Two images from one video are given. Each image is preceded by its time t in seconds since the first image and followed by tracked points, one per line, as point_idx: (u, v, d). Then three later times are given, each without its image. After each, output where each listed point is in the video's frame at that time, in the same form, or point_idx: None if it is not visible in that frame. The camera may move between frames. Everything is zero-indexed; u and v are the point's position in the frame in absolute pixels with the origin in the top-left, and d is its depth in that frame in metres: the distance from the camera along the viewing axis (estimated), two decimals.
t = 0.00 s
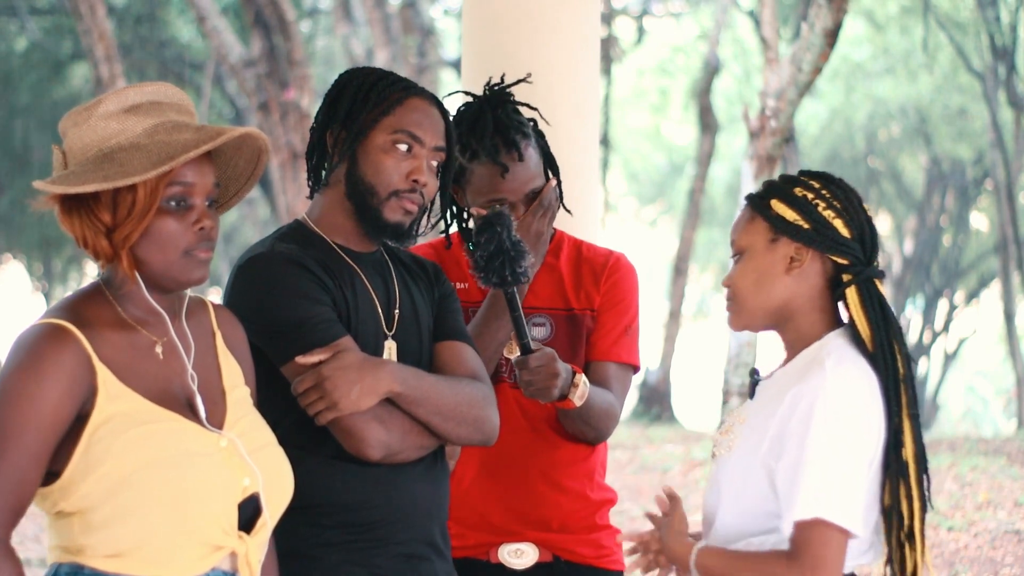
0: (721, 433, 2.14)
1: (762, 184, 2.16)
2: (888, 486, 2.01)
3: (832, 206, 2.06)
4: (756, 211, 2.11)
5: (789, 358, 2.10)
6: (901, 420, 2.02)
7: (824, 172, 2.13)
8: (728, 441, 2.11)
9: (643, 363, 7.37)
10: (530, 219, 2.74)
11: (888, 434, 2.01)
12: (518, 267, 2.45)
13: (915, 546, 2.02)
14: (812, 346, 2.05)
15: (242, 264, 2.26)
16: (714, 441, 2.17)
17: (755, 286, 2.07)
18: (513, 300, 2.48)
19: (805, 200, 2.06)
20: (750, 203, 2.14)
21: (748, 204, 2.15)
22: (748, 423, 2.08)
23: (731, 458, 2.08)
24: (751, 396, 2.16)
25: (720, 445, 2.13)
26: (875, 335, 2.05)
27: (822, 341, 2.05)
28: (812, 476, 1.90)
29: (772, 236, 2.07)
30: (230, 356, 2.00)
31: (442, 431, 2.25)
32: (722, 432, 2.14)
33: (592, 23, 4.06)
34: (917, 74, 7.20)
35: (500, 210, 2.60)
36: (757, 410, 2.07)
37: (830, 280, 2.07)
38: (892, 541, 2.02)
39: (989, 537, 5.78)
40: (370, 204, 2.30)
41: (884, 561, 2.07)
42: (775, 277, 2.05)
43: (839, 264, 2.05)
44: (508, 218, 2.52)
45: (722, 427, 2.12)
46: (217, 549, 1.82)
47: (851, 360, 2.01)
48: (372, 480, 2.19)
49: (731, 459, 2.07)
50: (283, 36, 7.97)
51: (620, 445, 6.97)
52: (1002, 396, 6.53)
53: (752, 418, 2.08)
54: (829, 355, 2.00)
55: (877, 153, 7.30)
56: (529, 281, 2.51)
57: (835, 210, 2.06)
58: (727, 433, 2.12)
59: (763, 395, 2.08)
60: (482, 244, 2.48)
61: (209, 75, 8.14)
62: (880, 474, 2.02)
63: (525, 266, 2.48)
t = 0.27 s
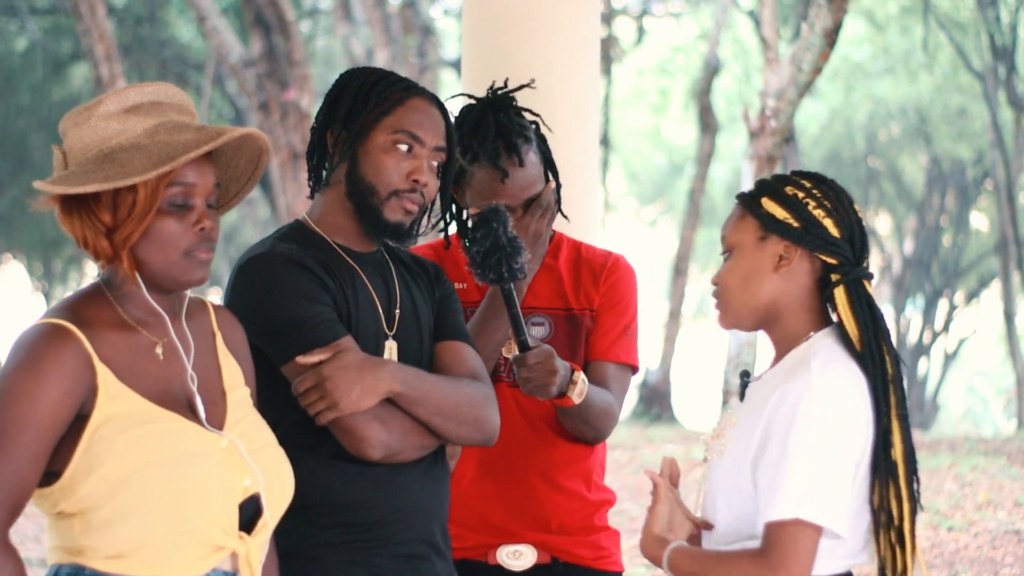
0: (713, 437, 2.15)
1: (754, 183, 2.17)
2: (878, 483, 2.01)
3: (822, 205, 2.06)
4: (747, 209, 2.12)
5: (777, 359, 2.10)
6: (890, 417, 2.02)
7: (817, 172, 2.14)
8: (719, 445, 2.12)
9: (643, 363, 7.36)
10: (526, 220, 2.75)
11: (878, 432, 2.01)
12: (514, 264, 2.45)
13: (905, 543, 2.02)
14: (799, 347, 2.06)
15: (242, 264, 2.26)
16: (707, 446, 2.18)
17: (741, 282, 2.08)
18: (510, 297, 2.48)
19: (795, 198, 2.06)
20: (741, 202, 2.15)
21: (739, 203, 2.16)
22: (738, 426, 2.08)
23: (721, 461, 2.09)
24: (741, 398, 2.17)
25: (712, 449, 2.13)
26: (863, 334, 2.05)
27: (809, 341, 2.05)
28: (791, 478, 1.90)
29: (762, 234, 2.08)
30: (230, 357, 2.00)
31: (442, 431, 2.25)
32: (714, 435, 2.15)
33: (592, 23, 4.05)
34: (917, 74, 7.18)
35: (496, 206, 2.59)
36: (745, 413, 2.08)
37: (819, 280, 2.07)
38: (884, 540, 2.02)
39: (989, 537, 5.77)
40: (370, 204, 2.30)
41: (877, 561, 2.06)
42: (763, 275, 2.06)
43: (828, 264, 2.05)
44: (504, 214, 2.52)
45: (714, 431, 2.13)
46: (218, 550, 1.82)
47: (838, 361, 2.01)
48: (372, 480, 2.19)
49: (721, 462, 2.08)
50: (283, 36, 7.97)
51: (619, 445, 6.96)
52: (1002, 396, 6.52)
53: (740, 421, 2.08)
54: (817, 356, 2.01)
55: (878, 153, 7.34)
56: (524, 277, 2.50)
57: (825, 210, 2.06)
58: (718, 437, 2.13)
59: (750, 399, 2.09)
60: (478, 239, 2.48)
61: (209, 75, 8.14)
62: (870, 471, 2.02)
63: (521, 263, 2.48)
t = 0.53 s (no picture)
0: (713, 433, 2.14)
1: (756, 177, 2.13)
2: (877, 484, 2.01)
3: (835, 206, 2.07)
4: (758, 206, 2.08)
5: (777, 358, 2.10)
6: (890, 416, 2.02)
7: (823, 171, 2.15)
8: (718, 443, 2.10)
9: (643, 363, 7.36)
10: (525, 223, 2.81)
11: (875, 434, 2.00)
12: (511, 259, 2.46)
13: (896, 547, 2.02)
14: (801, 345, 2.05)
15: (243, 264, 2.26)
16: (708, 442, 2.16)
17: (753, 281, 2.03)
18: (507, 293, 2.49)
19: (811, 199, 2.05)
20: (744, 198, 2.10)
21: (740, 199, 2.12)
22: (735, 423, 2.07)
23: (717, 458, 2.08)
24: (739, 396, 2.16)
25: (710, 446, 2.12)
26: (872, 332, 2.06)
27: (812, 338, 2.05)
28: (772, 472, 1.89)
29: (777, 235, 2.04)
30: (232, 358, 2.00)
31: (443, 431, 2.25)
32: (714, 432, 2.14)
33: (592, 23, 4.06)
34: (917, 74, 7.19)
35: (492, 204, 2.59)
36: (742, 410, 2.06)
37: (829, 281, 2.07)
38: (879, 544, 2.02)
39: (989, 537, 5.78)
40: (370, 204, 2.31)
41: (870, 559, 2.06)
42: (778, 275, 2.03)
43: (839, 265, 2.06)
44: (500, 210, 2.50)
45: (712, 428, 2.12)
46: (222, 551, 1.81)
47: (839, 359, 2.01)
48: (372, 480, 2.19)
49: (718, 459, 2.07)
50: (283, 36, 7.97)
51: (619, 444, 6.97)
52: (1002, 396, 6.53)
53: (737, 418, 2.07)
54: (816, 352, 2.01)
55: (877, 153, 7.33)
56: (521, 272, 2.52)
57: (839, 211, 2.07)
58: (717, 434, 2.11)
59: (748, 396, 2.07)
60: (474, 234, 2.47)
61: (209, 75, 8.14)
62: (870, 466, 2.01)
63: (518, 258, 2.49)
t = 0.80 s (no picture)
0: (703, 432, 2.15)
1: (778, 176, 2.19)
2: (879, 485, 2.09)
3: (853, 218, 2.14)
4: (781, 210, 2.13)
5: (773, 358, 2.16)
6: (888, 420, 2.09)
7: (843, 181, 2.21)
8: (712, 442, 2.12)
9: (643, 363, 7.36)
10: (523, 222, 2.83)
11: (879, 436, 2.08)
12: (507, 258, 2.45)
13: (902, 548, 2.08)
14: (795, 348, 2.10)
15: (242, 264, 2.26)
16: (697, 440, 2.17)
17: (767, 284, 2.12)
18: (504, 292, 2.47)
19: (835, 213, 2.11)
20: (765, 197, 2.16)
21: (760, 196, 2.18)
22: (731, 423, 2.10)
23: (714, 458, 2.10)
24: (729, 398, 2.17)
25: (702, 446, 2.14)
26: (874, 351, 2.13)
27: (805, 342, 2.11)
28: (789, 478, 1.96)
29: (798, 244, 2.11)
30: (230, 363, 2.00)
31: (443, 432, 2.25)
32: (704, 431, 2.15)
33: (592, 23, 4.05)
34: (917, 74, 7.19)
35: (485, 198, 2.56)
36: (739, 410, 2.10)
37: (834, 293, 2.15)
38: (881, 545, 2.09)
39: (989, 537, 5.81)
40: (370, 204, 2.31)
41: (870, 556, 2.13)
42: (791, 284, 2.12)
43: (847, 278, 2.14)
44: (495, 208, 2.48)
45: (705, 428, 2.13)
46: (224, 556, 1.81)
47: (836, 357, 2.08)
48: (373, 481, 2.19)
49: (716, 460, 2.09)
50: (283, 35, 8.01)
51: (619, 444, 6.97)
52: (1002, 396, 6.53)
53: (733, 419, 2.10)
54: (812, 354, 2.06)
55: (877, 153, 7.27)
56: (518, 272, 2.51)
57: (856, 226, 2.14)
58: (710, 434, 2.13)
59: (744, 396, 2.10)
60: (469, 233, 2.46)
61: (209, 75, 8.14)
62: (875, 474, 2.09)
63: (514, 257, 2.48)
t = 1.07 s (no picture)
0: (708, 431, 2.14)
1: (784, 177, 2.18)
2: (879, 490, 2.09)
3: (858, 222, 2.12)
4: (785, 212, 2.11)
5: (775, 360, 2.15)
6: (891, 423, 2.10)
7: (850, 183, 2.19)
8: (716, 441, 2.12)
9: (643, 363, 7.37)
10: (526, 224, 2.83)
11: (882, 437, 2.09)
12: (511, 258, 2.44)
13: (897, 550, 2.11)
14: (800, 349, 2.09)
15: (241, 265, 2.26)
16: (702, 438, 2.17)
17: (773, 286, 2.09)
18: (507, 292, 2.47)
19: (839, 215, 2.09)
20: (770, 198, 2.15)
21: (765, 196, 2.16)
22: (736, 423, 2.09)
23: (718, 458, 2.10)
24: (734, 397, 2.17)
25: (707, 445, 2.13)
26: (879, 353, 2.13)
27: (812, 342, 2.09)
28: (792, 482, 1.95)
29: (802, 246, 2.09)
30: (226, 365, 2.01)
31: (443, 432, 2.25)
32: (709, 429, 2.14)
33: (591, 23, 4.05)
34: (917, 74, 7.20)
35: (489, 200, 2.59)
36: (745, 409, 2.09)
37: (838, 295, 2.14)
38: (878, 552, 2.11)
39: (989, 537, 5.77)
40: (370, 204, 2.31)
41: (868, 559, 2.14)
42: (796, 285, 2.09)
43: (852, 281, 2.13)
44: (499, 208, 2.50)
45: (709, 428, 2.13)
46: (227, 559, 1.81)
47: (841, 358, 2.06)
48: (372, 480, 2.19)
49: (721, 459, 2.09)
50: (283, 36, 7.97)
51: (619, 444, 6.96)
52: (1002, 396, 6.53)
53: (738, 419, 2.09)
54: (818, 355, 2.04)
55: (877, 153, 7.31)
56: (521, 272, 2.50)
57: (861, 229, 2.13)
58: (714, 433, 2.13)
59: (749, 396, 2.09)
60: (473, 233, 2.48)
61: (209, 75, 8.14)
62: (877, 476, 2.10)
63: (517, 257, 2.48)
